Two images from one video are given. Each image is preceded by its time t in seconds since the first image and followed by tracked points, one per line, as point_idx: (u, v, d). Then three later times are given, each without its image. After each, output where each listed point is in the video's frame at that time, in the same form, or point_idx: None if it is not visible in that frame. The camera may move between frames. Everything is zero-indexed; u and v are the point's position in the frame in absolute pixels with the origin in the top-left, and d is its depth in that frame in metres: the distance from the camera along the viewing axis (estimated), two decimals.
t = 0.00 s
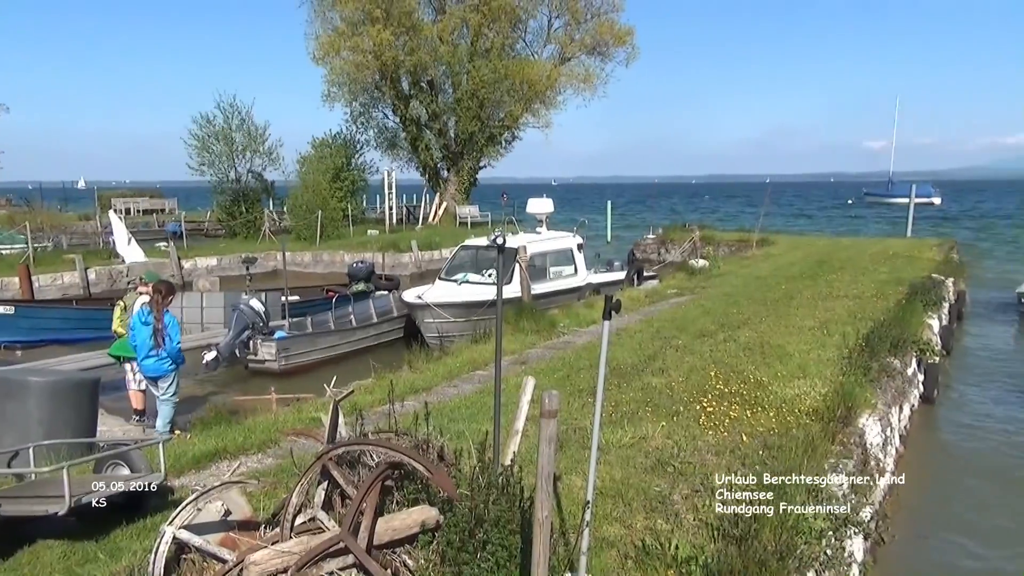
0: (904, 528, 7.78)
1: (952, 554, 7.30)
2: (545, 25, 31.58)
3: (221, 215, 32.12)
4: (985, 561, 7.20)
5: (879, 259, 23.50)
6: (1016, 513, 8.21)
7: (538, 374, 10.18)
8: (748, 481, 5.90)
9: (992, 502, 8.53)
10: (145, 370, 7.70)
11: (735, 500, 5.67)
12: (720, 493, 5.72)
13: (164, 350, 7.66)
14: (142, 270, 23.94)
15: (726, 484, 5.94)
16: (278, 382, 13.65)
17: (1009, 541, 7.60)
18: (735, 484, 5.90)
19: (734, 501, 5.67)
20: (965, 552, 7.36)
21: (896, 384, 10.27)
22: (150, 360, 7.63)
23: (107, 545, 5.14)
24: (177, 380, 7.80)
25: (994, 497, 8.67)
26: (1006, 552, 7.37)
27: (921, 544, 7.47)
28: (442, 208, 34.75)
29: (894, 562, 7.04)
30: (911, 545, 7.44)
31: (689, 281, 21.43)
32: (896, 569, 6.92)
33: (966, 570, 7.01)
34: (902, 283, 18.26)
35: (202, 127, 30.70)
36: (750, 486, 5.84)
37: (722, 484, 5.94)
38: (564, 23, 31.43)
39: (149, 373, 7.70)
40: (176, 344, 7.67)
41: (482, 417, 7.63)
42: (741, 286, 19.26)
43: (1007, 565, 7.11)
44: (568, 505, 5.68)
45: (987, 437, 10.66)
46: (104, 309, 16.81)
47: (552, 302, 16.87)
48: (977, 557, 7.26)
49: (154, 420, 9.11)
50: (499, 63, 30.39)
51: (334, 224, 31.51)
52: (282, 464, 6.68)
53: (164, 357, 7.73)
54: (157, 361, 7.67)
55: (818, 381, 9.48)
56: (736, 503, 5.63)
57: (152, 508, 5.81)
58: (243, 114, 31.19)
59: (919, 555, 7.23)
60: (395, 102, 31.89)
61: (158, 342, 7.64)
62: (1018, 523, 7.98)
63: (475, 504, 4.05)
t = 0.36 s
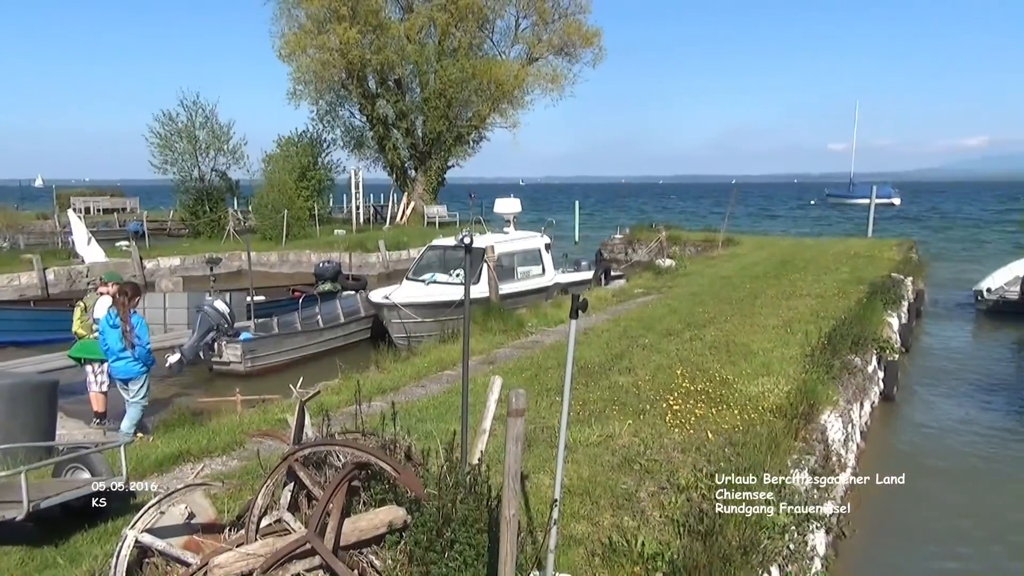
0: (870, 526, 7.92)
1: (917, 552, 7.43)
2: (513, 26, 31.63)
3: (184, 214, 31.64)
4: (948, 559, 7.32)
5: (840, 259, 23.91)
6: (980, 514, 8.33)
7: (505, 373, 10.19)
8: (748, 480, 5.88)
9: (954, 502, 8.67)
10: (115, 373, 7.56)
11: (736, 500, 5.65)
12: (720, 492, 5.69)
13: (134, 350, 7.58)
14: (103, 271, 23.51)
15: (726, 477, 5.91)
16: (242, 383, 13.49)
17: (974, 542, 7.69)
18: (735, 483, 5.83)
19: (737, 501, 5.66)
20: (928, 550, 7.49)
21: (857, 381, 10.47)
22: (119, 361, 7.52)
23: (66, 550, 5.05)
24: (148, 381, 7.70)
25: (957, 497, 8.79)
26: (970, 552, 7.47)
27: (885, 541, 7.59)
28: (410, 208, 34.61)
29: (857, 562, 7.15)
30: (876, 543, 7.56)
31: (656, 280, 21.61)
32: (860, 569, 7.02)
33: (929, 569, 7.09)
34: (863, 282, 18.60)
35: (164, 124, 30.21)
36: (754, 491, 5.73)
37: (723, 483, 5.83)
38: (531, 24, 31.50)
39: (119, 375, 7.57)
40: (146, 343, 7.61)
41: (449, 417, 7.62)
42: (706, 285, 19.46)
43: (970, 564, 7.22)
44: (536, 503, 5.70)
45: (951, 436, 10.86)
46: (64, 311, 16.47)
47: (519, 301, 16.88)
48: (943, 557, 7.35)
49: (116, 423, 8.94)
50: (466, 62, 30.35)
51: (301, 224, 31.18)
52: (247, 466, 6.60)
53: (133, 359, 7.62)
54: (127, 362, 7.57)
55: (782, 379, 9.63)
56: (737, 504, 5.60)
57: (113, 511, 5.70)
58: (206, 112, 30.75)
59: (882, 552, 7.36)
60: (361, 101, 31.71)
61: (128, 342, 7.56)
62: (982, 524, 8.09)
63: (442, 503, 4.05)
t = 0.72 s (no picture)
0: (845, 522, 8.06)
1: (885, 550, 7.55)
2: (479, 25, 31.61)
3: (144, 213, 31.08)
4: (912, 558, 7.45)
5: (801, 258, 24.31)
6: (942, 512, 8.49)
7: (472, 373, 10.19)
8: (746, 482, 5.95)
9: (915, 499, 8.81)
10: (85, 374, 7.91)
11: (735, 500, 5.70)
12: (720, 491, 5.69)
13: (101, 351, 7.87)
14: (61, 271, 23.00)
15: (725, 477, 5.89)
16: (206, 385, 13.32)
17: (937, 542, 7.78)
18: (735, 484, 5.85)
19: (736, 502, 5.72)
20: (892, 547, 7.61)
21: (818, 378, 10.66)
22: (87, 362, 7.85)
23: (23, 556, 4.94)
24: (118, 378, 8.05)
25: (918, 494, 8.95)
26: (937, 553, 7.57)
27: (855, 538, 7.72)
28: (376, 208, 34.36)
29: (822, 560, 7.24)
30: (849, 540, 7.69)
31: (622, 280, 21.74)
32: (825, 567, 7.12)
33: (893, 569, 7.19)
34: (824, 281, 18.94)
35: (123, 122, 29.64)
36: (751, 491, 5.95)
37: (723, 483, 5.80)
38: (497, 23, 31.50)
39: (89, 376, 7.92)
40: (113, 343, 7.87)
41: (416, 417, 7.60)
42: (671, 284, 19.64)
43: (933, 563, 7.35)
44: (501, 502, 5.71)
45: (913, 433, 11.07)
46: (19, 313, 16.08)
47: (486, 301, 16.88)
48: (909, 556, 7.46)
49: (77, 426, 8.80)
50: (432, 61, 30.27)
51: (264, 224, 30.79)
52: (210, 468, 6.52)
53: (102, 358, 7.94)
54: (95, 363, 7.89)
55: (745, 376, 9.76)
56: (736, 505, 5.67)
57: (72, 517, 5.59)
58: (167, 109, 30.24)
59: (846, 549, 7.50)
60: (326, 100, 31.46)
61: (94, 344, 7.84)
62: (946, 523, 8.20)
63: (408, 503, 4.05)
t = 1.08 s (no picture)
0: (839, 522, 8.13)
1: (869, 549, 7.61)
2: (451, 25, 31.55)
3: (111, 216, 30.59)
4: (892, 557, 7.47)
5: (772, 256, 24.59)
6: (915, 508, 8.58)
7: (446, 374, 10.18)
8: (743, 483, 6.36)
9: (886, 495, 8.93)
10: (57, 378, 7.83)
11: (735, 500, 6.07)
12: (721, 491, 6.02)
13: (73, 355, 7.77)
14: (26, 274, 22.56)
15: (725, 477, 6.29)
16: (176, 390, 13.16)
17: (917, 541, 7.79)
18: (735, 486, 6.24)
19: (737, 501, 6.12)
20: (875, 547, 7.64)
21: (788, 375, 10.80)
22: (60, 366, 7.77)
23: None
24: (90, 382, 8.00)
25: (893, 491, 9.03)
26: (922, 554, 7.56)
27: (845, 538, 7.79)
28: (348, 209, 34.14)
29: (798, 558, 7.30)
30: (840, 538, 7.77)
31: (595, 279, 21.85)
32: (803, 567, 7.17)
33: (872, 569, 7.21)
34: (794, 278, 19.19)
35: (88, 122, 29.16)
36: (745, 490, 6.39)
37: (724, 483, 6.17)
38: (469, 24, 31.45)
39: (61, 380, 7.85)
40: (85, 347, 7.77)
41: (391, 418, 7.57)
42: (644, 283, 19.76)
43: (914, 561, 7.39)
44: (475, 502, 5.70)
45: (884, 429, 11.22)
46: None
47: (460, 301, 16.86)
48: (888, 554, 7.50)
49: (45, 432, 8.66)
50: (404, 62, 30.16)
51: (235, 225, 30.45)
52: (181, 473, 6.45)
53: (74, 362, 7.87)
54: (68, 367, 7.82)
55: (717, 373, 9.85)
56: (736, 504, 6.05)
57: (39, 525, 5.49)
58: (134, 109, 29.81)
59: (823, 547, 7.57)
60: (297, 100, 31.22)
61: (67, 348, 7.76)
62: (927, 523, 8.22)
63: (382, 504, 4.04)
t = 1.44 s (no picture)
0: (835, 523, 8.22)
1: (858, 549, 7.68)
2: (424, 26, 31.46)
3: (80, 219, 30.13)
4: (876, 556, 7.55)
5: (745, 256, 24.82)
6: (891, 507, 8.69)
7: (422, 375, 10.16)
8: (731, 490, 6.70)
9: (859, 491, 9.05)
10: (29, 383, 7.80)
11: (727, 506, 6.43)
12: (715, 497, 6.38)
13: (50, 360, 7.80)
14: None
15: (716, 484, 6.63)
16: (147, 394, 12.99)
17: (894, 539, 7.89)
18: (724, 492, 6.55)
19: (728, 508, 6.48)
20: (861, 546, 7.72)
21: (761, 373, 10.90)
22: (34, 371, 7.75)
23: None
24: (63, 387, 8.00)
25: (872, 489, 9.14)
26: (909, 555, 7.60)
27: (837, 538, 7.88)
28: (322, 210, 33.90)
29: (780, 559, 7.38)
30: (831, 539, 7.86)
31: (570, 280, 21.93)
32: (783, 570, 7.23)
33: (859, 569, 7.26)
34: (767, 278, 19.40)
35: (55, 123, 28.69)
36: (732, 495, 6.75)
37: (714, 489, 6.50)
38: (443, 24, 31.37)
39: (34, 385, 7.82)
40: (64, 352, 7.86)
41: (365, 421, 7.54)
42: (619, 284, 19.86)
43: (900, 561, 7.46)
44: (451, 503, 5.69)
45: (856, 426, 11.37)
46: None
47: (434, 302, 16.82)
48: (863, 553, 7.59)
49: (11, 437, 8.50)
50: (377, 63, 30.03)
51: (207, 228, 30.13)
52: (152, 479, 6.36)
53: (49, 368, 7.86)
54: (43, 372, 7.81)
55: (692, 373, 9.92)
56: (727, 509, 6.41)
57: (5, 533, 5.39)
58: (102, 110, 29.39)
59: (804, 546, 7.66)
60: (270, 101, 30.98)
61: (44, 353, 7.77)
62: (906, 522, 8.28)
63: (357, 506, 4.02)
